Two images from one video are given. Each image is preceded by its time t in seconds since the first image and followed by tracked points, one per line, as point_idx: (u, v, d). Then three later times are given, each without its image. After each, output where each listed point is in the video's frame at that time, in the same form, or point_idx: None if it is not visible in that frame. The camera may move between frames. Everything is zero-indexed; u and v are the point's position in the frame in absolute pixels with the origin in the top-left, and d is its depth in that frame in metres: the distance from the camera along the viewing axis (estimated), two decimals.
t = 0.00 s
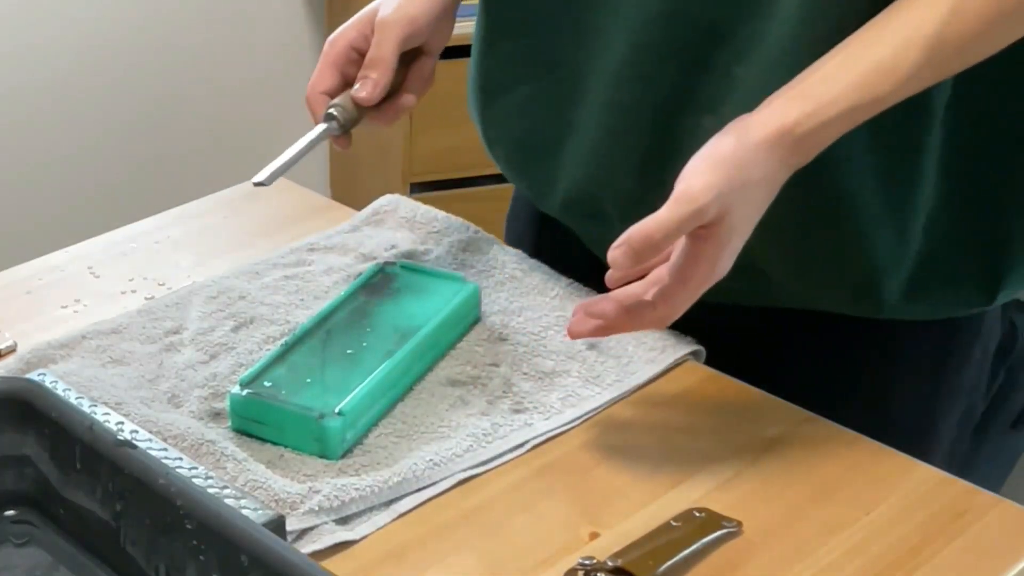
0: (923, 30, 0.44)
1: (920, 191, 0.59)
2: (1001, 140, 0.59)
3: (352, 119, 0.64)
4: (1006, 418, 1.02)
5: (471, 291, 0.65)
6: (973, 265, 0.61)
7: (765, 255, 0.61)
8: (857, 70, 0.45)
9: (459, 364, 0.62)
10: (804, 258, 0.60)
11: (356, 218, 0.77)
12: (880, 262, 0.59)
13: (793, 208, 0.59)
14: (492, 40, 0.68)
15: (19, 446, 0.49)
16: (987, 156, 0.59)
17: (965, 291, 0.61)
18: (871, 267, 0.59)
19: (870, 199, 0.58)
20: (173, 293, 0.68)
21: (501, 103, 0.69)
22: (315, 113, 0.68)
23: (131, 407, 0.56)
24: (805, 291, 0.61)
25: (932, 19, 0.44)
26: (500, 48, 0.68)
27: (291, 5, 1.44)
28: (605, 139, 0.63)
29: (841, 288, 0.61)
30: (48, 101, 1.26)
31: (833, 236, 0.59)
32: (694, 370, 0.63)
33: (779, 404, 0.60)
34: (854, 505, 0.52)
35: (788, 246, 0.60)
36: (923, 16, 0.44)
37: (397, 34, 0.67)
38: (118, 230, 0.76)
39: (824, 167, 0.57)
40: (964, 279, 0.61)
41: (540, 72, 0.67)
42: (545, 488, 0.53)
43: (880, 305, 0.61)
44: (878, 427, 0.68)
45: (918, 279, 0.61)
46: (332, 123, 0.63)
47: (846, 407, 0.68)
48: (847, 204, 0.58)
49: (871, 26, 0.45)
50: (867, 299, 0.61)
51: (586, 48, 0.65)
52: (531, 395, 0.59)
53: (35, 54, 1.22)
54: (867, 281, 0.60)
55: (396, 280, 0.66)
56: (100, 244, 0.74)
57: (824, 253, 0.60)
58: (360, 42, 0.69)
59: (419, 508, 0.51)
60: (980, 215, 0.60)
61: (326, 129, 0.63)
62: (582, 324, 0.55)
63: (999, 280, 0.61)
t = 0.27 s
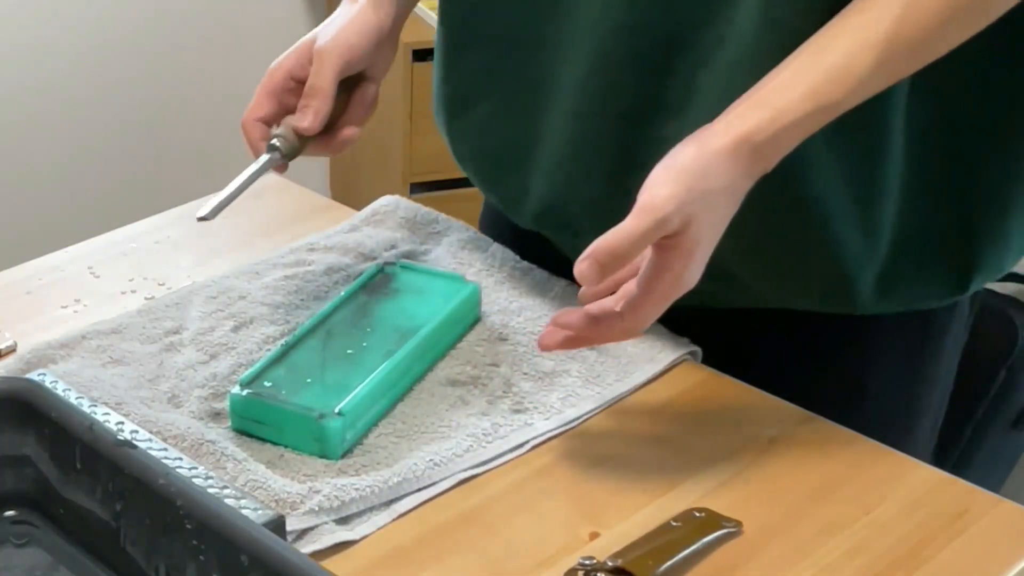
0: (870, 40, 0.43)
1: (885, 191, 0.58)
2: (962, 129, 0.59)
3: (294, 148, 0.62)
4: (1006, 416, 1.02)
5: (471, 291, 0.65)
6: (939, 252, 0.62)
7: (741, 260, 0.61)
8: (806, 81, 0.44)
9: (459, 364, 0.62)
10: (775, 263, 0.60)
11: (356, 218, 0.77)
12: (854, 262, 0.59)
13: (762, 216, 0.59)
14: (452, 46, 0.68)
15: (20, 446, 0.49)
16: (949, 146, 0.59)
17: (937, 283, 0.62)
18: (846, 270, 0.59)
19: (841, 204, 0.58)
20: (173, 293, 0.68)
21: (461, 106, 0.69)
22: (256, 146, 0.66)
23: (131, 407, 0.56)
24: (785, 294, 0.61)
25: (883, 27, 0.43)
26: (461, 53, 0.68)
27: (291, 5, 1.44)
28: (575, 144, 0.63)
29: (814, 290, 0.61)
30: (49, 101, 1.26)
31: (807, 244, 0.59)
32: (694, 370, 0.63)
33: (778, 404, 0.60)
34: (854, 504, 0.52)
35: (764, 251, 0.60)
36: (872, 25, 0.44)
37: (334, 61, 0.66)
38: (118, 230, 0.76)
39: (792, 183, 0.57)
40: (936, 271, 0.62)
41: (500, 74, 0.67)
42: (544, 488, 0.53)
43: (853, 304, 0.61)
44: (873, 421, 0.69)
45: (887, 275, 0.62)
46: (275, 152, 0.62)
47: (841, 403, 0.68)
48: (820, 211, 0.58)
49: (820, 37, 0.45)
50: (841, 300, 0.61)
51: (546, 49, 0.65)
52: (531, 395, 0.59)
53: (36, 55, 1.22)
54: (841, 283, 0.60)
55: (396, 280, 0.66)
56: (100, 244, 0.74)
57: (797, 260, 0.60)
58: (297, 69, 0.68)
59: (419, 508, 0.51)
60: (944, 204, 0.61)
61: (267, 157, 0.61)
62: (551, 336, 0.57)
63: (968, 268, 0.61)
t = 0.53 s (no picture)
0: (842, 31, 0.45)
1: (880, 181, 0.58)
2: (949, 111, 0.59)
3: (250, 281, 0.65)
4: (1006, 416, 1.02)
5: (470, 291, 0.65)
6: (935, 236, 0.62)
7: (736, 258, 0.61)
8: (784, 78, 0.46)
9: (459, 364, 0.62)
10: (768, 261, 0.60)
11: (356, 218, 0.77)
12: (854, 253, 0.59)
13: (756, 212, 0.59)
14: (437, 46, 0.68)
15: (19, 446, 0.49)
16: (938, 129, 0.59)
17: (937, 268, 0.62)
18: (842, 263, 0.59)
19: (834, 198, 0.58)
20: (173, 293, 0.68)
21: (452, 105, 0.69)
22: (212, 246, 0.65)
23: (131, 407, 0.56)
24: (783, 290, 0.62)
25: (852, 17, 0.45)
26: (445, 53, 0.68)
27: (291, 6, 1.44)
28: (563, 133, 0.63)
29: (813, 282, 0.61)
30: (49, 101, 1.26)
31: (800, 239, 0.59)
32: (694, 370, 0.63)
33: (778, 404, 0.60)
34: (854, 504, 0.52)
35: (758, 247, 0.60)
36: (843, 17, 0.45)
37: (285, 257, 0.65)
38: (119, 230, 0.76)
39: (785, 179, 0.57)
40: (933, 253, 0.62)
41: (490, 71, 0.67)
42: (544, 488, 0.53)
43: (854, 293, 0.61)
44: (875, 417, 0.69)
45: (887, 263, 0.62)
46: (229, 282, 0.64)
47: (842, 401, 0.68)
48: (813, 207, 0.58)
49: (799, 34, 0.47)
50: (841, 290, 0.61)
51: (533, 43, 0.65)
52: (531, 395, 0.59)
53: (36, 55, 1.22)
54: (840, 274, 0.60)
55: (396, 280, 0.66)
56: (100, 244, 0.75)
57: (791, 255, 0.60)
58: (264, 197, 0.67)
59: (419, 508, 0.51)
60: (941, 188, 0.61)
61: (218, 292, 0.63)
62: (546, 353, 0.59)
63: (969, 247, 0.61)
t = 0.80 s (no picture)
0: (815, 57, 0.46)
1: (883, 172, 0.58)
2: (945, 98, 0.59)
3: (244, 304, 0.65)
4: (1006, 416, 1.02)
5: (471, 291, 0.65)
6: (946, 220, 0.61)
7: (740, 256, 0.61)
8: (767, 108, 0.46)
9: (459, 364, 0.62)
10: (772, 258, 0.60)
11: (356, 218, 0.77)
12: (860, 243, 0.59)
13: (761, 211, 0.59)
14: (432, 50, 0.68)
15: (19, 446, 0.49)
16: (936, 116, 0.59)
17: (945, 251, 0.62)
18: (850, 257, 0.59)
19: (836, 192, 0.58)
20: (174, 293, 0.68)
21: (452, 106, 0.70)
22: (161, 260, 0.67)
23: (131, 407, 0.56)
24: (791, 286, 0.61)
25: (845, 21, 0.45)
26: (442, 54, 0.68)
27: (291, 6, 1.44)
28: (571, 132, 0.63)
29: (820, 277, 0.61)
30: (49, 101, 1.26)
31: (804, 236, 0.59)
32: (694, 370, 0.63)
33: (778, 404, 0.60)
34: (854, 504, 0.52)
35: (763, 244, 0.60)
36: (818, 50, 0.46)
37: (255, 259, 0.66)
38: (120, 229, 0.76)
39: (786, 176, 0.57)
40: (940, 239, 0.62)
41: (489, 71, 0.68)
42: (545, 488, 0.53)
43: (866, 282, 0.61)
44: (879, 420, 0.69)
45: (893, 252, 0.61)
46: (224, 309, 0.64)
47: (846, 406, 0.68)
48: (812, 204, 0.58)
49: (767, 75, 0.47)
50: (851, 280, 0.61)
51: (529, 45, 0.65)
52: (531, 395, 0.59)
53: (36, 56, 1.22)
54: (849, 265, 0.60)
55: (396, 280, 0.66)
56: (100, 243, 0.75)
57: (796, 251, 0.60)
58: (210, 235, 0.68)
59: (419, 508, 0.51)
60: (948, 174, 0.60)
61: (215, 316, 0.64)
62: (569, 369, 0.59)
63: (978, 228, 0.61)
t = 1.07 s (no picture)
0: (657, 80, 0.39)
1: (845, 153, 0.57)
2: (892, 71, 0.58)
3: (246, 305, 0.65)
4: (1006, 416, 1.02)
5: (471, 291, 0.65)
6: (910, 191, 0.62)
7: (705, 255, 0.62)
8: (577, 166, 0.39)
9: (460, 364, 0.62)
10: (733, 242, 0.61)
11: (356, 218, 0.77)
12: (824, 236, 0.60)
13: (707, 195, 0.59)
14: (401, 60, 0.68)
15: (19, 446, 0.49)
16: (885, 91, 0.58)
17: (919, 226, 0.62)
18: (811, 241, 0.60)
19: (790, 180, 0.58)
20: (174, 292, 0.68)
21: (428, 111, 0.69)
22: None
23: (131, 407, 0.56)
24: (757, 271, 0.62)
25: (647, 66, 0.39)
26: (412, 64, 0.68)
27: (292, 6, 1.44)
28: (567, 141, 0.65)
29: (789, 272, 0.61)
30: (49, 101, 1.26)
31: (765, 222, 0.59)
32: (695, 369, 0.63)
33: (779, 404, 0.60)
34: (854, 505, 0.52)
35: (728, 245, 0.61)
36: (622, 97, 0.39)
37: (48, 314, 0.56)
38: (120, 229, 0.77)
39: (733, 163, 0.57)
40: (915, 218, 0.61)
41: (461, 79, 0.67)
42: (545, 488, 0.53)
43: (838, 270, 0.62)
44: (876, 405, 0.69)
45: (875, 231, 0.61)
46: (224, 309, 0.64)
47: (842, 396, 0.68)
48: (766, 208, 0.59)
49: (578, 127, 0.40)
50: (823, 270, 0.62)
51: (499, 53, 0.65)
52: (532, 395, 0.59)
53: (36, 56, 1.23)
54: (821, 257, 0.61)
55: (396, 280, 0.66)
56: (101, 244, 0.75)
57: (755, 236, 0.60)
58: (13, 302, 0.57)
59: (420, 507, 0.51)
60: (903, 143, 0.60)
61: (215, 317, 0.64)
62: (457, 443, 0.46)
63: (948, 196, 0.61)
